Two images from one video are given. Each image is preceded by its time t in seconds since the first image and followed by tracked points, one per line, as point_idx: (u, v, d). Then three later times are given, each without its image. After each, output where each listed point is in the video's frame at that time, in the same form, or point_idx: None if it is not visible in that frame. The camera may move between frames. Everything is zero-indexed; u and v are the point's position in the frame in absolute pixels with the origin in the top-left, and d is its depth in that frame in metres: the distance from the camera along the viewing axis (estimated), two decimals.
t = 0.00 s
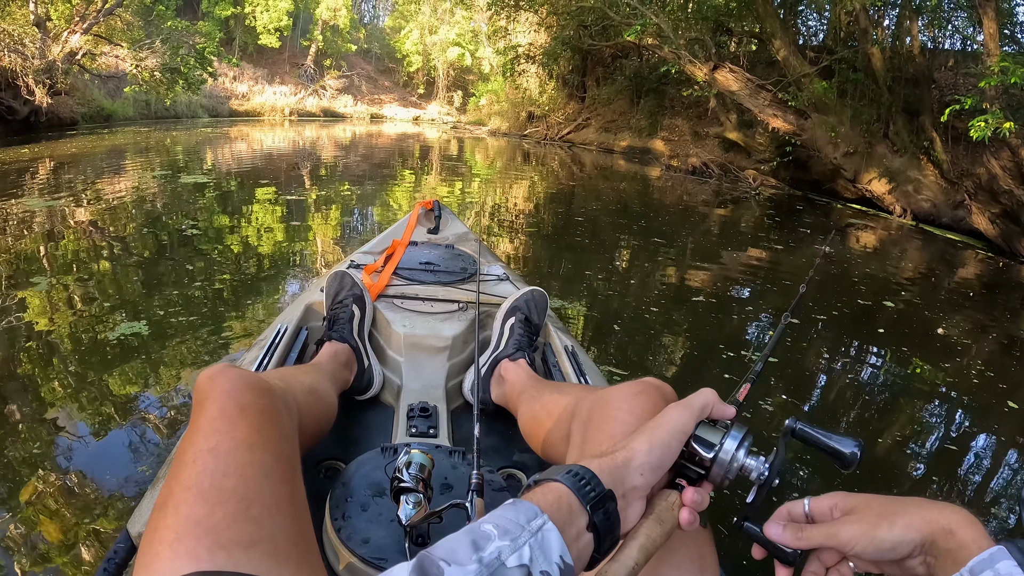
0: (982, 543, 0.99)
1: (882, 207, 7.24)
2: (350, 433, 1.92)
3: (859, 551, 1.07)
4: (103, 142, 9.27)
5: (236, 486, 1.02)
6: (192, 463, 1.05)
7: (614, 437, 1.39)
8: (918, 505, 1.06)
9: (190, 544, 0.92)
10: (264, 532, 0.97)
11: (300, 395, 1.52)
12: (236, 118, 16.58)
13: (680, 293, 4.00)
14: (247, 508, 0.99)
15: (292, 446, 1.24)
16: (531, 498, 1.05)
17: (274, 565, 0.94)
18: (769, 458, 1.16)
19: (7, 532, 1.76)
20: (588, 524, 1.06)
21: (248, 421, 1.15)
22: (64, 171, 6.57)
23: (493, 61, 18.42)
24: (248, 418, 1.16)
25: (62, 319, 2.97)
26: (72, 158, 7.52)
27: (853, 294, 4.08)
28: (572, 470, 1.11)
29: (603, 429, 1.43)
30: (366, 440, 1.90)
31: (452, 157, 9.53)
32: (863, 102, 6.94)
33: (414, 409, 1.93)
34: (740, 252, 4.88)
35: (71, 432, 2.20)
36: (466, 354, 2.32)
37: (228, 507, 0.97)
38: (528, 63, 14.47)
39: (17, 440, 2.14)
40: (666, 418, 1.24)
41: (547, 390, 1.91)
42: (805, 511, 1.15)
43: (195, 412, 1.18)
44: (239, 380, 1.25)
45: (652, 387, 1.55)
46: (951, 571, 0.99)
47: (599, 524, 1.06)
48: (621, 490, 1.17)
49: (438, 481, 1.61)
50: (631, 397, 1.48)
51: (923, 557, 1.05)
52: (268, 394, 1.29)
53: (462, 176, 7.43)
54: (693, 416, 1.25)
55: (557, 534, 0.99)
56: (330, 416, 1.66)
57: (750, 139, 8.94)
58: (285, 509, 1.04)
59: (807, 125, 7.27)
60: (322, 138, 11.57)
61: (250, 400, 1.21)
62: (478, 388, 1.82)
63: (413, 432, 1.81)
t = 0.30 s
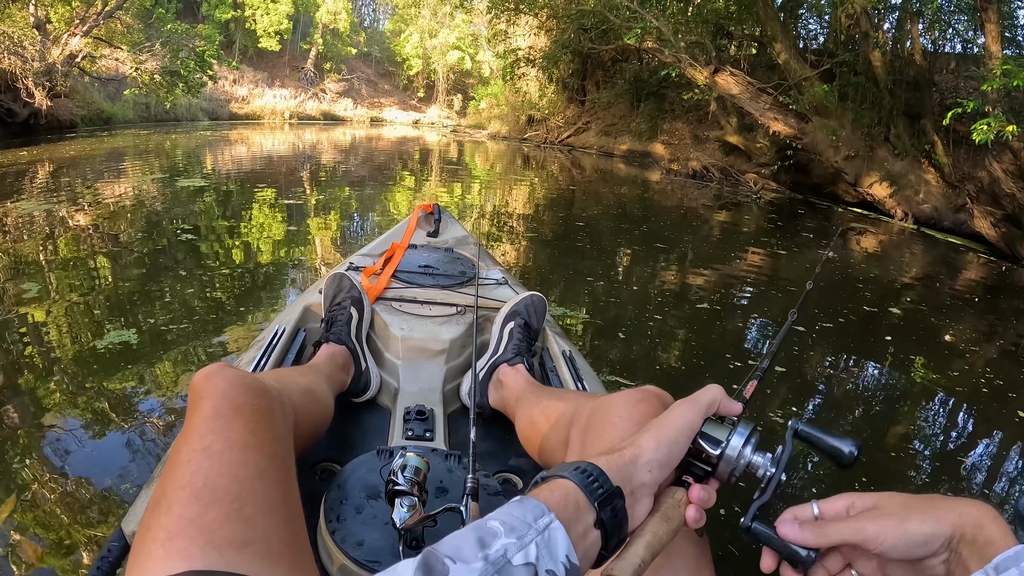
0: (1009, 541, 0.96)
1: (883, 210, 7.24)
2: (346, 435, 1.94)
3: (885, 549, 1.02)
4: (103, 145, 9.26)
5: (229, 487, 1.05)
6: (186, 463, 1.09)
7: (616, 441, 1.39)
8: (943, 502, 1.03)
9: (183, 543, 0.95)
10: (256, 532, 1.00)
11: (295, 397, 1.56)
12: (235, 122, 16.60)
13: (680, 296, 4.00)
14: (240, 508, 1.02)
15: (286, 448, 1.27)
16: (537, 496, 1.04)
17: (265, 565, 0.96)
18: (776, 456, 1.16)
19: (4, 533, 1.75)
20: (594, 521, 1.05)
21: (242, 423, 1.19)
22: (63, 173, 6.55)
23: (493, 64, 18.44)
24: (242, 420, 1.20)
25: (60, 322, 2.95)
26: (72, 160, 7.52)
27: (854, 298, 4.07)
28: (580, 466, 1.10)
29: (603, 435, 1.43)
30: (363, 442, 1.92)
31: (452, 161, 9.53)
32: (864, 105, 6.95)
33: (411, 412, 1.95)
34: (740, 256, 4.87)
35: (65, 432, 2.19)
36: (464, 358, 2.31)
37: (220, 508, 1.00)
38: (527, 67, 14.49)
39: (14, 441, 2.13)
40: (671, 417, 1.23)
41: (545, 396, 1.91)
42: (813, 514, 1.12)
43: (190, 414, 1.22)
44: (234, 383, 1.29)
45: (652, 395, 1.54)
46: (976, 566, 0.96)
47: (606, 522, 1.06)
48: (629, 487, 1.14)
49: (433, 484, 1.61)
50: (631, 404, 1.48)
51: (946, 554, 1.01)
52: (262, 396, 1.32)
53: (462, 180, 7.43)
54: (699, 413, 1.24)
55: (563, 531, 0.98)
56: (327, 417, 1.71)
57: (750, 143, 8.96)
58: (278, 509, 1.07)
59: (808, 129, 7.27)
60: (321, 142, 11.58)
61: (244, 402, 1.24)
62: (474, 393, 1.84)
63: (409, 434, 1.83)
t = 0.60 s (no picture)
0: (1008, 553, 0.96)
1: (885, 214, 7.26)
2: (345, 437, 1.93)
3: (880, 523, 1.07)
4: (103, 147, 9.23)
5: (227, 488, 1.08)
6: (185, 464, 1.12)
7: (615, 450, 1.39)
8: (959, 507, 1.03)
9: (180, 543, 0.99)
10: (252, 533, 1.04)
11: (295, 398, 1.56)
12: (235, 125, 16.61)
13: (681, 300, 4.00)
14: (237, 509, 1.05)
15: (285, 450, 1.30)
16: (532, 510, 1.07)
17: (262, 565, 1.00)
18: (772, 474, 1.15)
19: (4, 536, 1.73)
20: (588, 537, 1.07)
21: (240, 425, 1.22)
22: (62, 176, 6.53)
23: (493, 68, 18.48)
24: (241, 423, 1.23)
25: (59, 326, 2.93)
26: (72, 163, 7.50)
27: (855, 302, 4.07)
28: (574, 482, 1.13)
29: (604, 443, 1.43)
30: (363, 445, 1.91)
31: (451, 164, 9.53)
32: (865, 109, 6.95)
33: (410, 416, 1.94)
34: (740, 260, 4.87)
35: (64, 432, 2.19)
36: (463, 361, 2.30)
37: (218, 508, 1.04)
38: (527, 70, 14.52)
39: (13, 444, 2.11)
40: (668, 433, 1.25)
41: (546, 401, 1.90)
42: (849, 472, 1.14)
43: (190, 415, 1.25)
44: (234, 385, 1.31)
45: (654, 403, 1.54)
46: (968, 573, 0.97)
47: (600, 537, 1.08)
48: (624, 503, 1.17)
49: (432, 488, 1.61)
50: (633, 411, 1.48)
51: (940, 554, 1.03)
52: (262, 397, 1.35)
53: (462, 184, 7.43)
54: (695, 432, 1.26)
55: (557, 544, 1.01)
56: (327, 419, 1.71)
57: (751, 147, 8.98)
58: (275, 511, 1.11)
59: (809, 133, 7.27)
60: (321, 145, 11.59)
61: (244, 405, 1.27)
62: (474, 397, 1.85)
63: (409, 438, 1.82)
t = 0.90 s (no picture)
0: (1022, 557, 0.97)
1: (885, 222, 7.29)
2: (346, 445, 1.91)
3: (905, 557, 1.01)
4: (101, 154, 9.20)
5: (227, 496, 1.08)
6: (185, 472, 1.12)
7: (616, 460, 1.38)
8: (965, 516, 1.05)
9: (178, 553, 1.00)
10: (252, 543, 1.04)
11: (295, 407, 1.53)
12: (234, 132, 16.60)
13: (681, 309, 3.99)
14: (236, 518, 1.05)
15: (286, 457, 1.29)
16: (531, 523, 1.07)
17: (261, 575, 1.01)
18: (770, 488, 1.12)
19: None
20: (587, 549, 1.08)
21: (242, 432, 1.20)
22: (60, 182, 6.49)
23: (492, 76, 18.56)
24: (242, 429, 1.21)
25: (56, 332, 2.89)
26: (70, 169, 7.45)
27: (857, 310, 4.07)
28: (573, 495, 1.14)
29: (605, 453, 1.42)
30: (363, 453, 1.89)
31: (450, 172, 9.53)
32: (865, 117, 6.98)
33: (411, 424, 1.92)
34: (740, 269, 4.87)
35: (59, 438, 2.17)
36: (464, 369, 2.28)
37: (217, 517, 1.04)
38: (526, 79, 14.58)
39: (9, 452, 2.07)
40: (666, 446, 1.24)
41: (548, 409, 1.87)
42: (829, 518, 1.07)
43: (191, 421, 1.24)
44: (235, 391, 1.30)
45: (657, 412, 1.53)
46: None
47: (599, 549, 1.09)
48: (622, 515, 1.17)
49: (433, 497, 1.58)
50: (634, 419, 1.47)
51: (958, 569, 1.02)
52: (263, 403, 1.34)
53: (461, 192, 7.42)
54: (694, 445, 1.25)
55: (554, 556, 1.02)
56: (327, 429, 1.68)
57: (750, 155, 9.01)
58: (275, 519, 1.11)
59: (809, 141, 7.28)
60: (320, 153, 11.58)
61: (244, 411, 1.26)
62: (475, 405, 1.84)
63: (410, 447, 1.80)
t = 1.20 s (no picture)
0: None
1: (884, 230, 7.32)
2: (347, 454, 1.88)
3: (878, 557, 1.07)
4: (99, 161, 9.18)
5: (229, 505, 1.07)
6: (186, 481, 1.10)
7: (618, 467, 1.37)
8: (948, 530, 1.04)
9: (180, 562, 0.98)
10: (254, 553, 1.02)
11: (297, 416, 1.50)
12: (232, 140, 16.65)
13: (679, 318, 3.99)
14: (238, 527, 1.04)
15: (289, 465, 1.27)
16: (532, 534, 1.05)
17: None
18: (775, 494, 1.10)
19: None
20: (591, 558, 1.07)
21: (243, 440, 1.18)
22: (59, 189, 6.47)
23: (490, 86, 18.66)
24: (244, 437, 1.19)
25: (53, 340, 2.86)
26: (68, 176, 7.43)
27: (856, 319, 4.08)
28: (576, 503, 1.13)
29: (607, 460, 1.41)
30: (365, 462, 1.86)
31: (449, 181, 9.55)
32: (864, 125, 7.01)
33: (413, 432, 1.89)
34: (740, 278, 4.87)
35: (56, 443, 2.14)
36: (466, 378, 2.25)
37: (219, 526, 1.02)
38: (525, 88, 14.65)
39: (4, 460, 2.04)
40: (669, 453, 1.22)
41: (549, 417, 1.86)
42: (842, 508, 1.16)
43: (191, 430, 1.21)
44: (236, 400, 1.27)
45: (657, 420, 1.53)
46: None
47: (603, 557, 1.07)
48: (625, 523, 1.14)
49: (435, 505, 1.57)
50: (636, 427, 1.47)
51: None
52: (264, 412, 1.31)
53: (459, 201, 7.43)
54: (697, 452, 1.23)
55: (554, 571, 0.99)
56: (328, 438, 1.65)
57: (748, 164, 9.05)
58: (278, 528, 1.10)
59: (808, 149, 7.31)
60: (319, 161, 11.61)
61: (246, 420, 1.23)
62: (480, 414, 1.83)
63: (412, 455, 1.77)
